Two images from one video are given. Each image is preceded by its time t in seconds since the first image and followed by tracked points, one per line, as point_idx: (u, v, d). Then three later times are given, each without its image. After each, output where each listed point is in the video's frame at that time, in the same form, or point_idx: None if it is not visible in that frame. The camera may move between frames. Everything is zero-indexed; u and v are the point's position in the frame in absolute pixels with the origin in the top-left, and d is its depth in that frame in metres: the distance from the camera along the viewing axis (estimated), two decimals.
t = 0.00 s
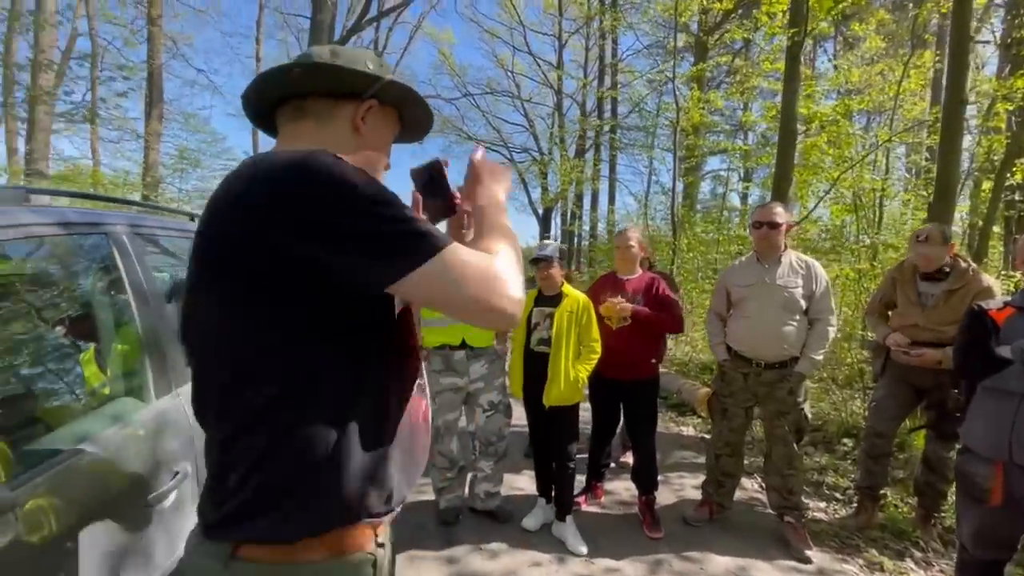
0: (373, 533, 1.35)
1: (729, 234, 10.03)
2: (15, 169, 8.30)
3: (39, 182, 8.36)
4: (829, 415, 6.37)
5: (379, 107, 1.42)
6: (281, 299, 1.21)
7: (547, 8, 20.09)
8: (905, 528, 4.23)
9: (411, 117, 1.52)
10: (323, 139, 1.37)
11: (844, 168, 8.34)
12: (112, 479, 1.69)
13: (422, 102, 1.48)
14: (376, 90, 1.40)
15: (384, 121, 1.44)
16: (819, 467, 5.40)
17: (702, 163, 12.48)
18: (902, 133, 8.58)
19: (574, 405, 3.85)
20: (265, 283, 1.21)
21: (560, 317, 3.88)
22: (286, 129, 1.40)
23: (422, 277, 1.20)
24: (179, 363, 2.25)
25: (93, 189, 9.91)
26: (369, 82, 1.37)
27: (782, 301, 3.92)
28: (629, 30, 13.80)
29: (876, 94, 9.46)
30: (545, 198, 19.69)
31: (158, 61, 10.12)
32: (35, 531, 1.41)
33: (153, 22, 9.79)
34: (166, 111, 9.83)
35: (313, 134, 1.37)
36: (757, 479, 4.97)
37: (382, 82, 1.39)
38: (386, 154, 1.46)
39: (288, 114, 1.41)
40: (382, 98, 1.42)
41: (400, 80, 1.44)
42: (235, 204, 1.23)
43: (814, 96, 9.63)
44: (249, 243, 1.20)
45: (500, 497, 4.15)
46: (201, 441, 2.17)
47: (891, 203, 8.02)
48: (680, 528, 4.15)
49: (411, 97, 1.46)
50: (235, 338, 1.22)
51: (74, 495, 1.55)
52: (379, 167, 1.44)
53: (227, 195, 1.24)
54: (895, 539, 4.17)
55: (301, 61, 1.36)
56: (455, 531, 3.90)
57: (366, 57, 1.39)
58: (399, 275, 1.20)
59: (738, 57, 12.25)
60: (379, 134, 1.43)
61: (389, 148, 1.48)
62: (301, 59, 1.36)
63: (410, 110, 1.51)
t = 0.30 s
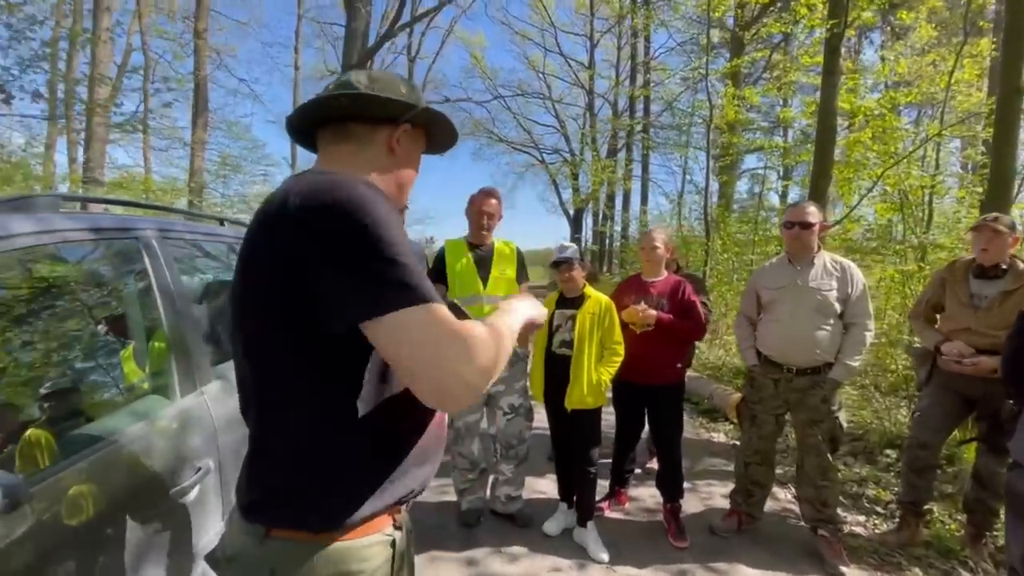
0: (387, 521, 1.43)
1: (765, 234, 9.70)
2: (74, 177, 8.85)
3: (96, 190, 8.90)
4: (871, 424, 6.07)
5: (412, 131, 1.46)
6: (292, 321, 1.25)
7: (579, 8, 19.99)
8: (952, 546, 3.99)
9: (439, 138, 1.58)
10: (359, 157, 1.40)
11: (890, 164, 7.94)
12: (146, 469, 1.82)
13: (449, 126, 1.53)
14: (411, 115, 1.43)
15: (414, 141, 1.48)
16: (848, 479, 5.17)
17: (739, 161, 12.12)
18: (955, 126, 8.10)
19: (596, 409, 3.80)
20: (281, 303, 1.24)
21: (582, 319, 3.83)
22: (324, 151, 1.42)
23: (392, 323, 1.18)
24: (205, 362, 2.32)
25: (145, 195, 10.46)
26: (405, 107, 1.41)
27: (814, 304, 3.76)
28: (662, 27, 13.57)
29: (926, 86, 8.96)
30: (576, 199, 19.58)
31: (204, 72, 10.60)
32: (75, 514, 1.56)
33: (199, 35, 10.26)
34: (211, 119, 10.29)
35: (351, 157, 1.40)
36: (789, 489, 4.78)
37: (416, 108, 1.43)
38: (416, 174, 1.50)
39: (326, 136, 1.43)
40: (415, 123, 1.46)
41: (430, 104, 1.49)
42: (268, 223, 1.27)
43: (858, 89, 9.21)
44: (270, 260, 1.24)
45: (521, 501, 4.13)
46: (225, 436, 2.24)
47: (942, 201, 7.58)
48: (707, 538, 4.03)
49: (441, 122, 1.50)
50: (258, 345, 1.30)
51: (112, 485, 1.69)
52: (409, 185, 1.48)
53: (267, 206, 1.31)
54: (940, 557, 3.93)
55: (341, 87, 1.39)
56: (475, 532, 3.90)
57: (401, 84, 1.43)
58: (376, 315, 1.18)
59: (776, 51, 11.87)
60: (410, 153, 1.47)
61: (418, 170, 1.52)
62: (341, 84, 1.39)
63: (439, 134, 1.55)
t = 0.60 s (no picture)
0: (402, 510, 1.43)
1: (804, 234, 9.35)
2: (127, 185, 9.38)
3: (147, 196, 9.42)
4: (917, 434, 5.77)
5: (421, 145, 1.46)
6: (303, 325, 1.29)
7: (611, 8, 19.82)
8: (1004, 566, 3.74)
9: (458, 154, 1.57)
10: (373, 175, 1.42)
11: (940, 160, 7.52)
12: (179, 459, 1.92)
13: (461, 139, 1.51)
14: (417, 129, 1.43)
15: (429, 157, 1.48)
16: (889, 492, 4.92)
17: (777, 159, 11.75)
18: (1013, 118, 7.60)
19: (618, 413, 3.75)
20: (295, 306, 1.29)
21: (604, 322, 3.80)
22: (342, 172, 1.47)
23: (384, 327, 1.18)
24: (232, 363, 2.43)
25: (192, 201, 11.00)
26: (410, 123, 1.42)
27: (849, 307, 3.61)
28: (696, 24, 13.31)
29: (982, 76, 8.45)
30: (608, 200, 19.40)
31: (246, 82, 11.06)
32: (118, 500, 1.65)
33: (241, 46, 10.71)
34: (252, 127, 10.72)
35: (363, 175, 1.42)
36: (825, 500, 4.59)
37: (422, 122, 1.43)
38: (428, 188, 1.50)
39: (344, 157, 1.48)
40: (423, 137, 1.45)
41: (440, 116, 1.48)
42: (290, 232, 1.33)
43: (905, 82, 8.77)
44: (286, 263, 1.29)
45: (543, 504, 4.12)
46: (250, 432, 2.34)
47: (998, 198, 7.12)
48: (735, 548, 3.91)
49: (451, 134, 1.49)
50: (275, 343, 1.36)
51: (150, 473, 1.79)
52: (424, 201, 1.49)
53: (296, 208, 1.37)
54: None
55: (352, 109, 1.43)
56: (497, 533, 3.92)
57: (410, 101, 1.44)
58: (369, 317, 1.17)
59: (816, 45, 11.46)
60: (424, 169, 1.47)
61: (431, 184, 1.51)
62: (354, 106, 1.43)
63: (452, 146, 1.53)
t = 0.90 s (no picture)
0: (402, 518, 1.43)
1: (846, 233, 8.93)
2: (172, 191, 9.82)
3: (191, 202, 9.84)
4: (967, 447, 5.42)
5: (407, 144, 1.43)
6: (290, 333, 1.29)
7: (643, 5, 19.52)
8: None
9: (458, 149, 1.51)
10: (367, 180, 1.43)
11: (997, 154, 7.04)
12: (209, 455, 2.02)
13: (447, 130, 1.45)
14: (399, 129, 1.41)
15: (422, 156, 1.45)
16: (934, 508, 4.64)
17: (817, 156, 11.29)
18: None
19: (642, 420, 3.66)
20: (283, 314, 1.29)
21: (627, 326, 3.71)
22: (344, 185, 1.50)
23: (370, 332, 1.16)
24: (254, 365, 2.50)
25: (232, 206, 11.44)
26: (390, 124, 1.40)
27: (888, 312, 3.41)
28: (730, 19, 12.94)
29: None
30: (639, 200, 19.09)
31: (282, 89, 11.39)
32: (150, 491, 1.75)
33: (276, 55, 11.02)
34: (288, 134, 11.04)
35: (357, 184, 1.44)
36: (863, 515, 4.36)
37: (402, 121, 1.41)
38: (423, 186, 1.46)
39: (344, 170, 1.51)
40: (406, 136, 1.42)
41: (424, 111, 1.44)
42: (280, 240, 1.32)
43: (958, 72, 8.26)
44: (278, 273, 1.29)
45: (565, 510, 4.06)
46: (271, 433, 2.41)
47: None
48: (764, 562, 3.76)
49: (437, 127, 1.43)
50: (267, 349, 1.37)
51: (180, 468, 1.88)
52: (422, 201, 1.47)
53: (293, 213, 1.36)
54: None
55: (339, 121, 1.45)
56: (517, 539, 3.89)
57: (391, 102, 1.43)
58: (353, 320, 1.15)
59: (858, 36, 10.98)
60: (417, 169, 1.45)
61: (426, 181, 1.47)
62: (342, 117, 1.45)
63: (442, 139, 1.47)
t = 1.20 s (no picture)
0: (402, 530, 1.35)
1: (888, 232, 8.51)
2: (210, 196, 10.16)
3: (227, 206, 10.16)
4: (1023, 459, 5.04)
5: (387, 126, 1.38)
6: (277, 336, 1.25)
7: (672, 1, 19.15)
8: None
9: (445, 117, 1.43)
10: (361, 174, 1.41)
11: None
12: (227, 449, 2.08)
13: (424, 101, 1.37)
14: (374, 112, 1.36)
15: (409, 134, 1.39)
16: (984, 525, 4.33)
17: (857, 152, 10.80)
18: None
19: (665, 425, 3.54)
20: (271, 316, 1.25)
21: (649, 328, 3.59)
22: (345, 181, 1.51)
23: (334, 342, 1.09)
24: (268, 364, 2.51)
25: (267, 209, 11.75)
26: (365, 110, 1.36)
27: (931, 314, 3.19)
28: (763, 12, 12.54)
29: None
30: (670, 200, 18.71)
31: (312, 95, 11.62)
32: (172, 482, 1.81)
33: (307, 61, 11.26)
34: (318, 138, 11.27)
35: (352, 178, 1.43)
36: (904, 530, 4.10)
37: (375, 103, 1.35)
38: (414, 166, 1.40)
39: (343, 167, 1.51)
40: (384, 117, 1.37)
41: (399, 88, 1.37)
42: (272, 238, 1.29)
43: (1012, 59, 7.75)
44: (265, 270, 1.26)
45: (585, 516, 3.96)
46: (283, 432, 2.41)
47: None
48: None
49: (412, 99, 1.36)
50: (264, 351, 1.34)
51: (201, 461, 1.94)
52: (419, 184, 1.41)
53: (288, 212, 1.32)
54: None
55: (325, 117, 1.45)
56: (536, 544, 3.81)
57: (366, 87, 1.39)
58: (318, 325, 1.08)
59: (902, 25, 10.45)
60: (405, 150, 1.39)
61: (417, 160, 1.40)
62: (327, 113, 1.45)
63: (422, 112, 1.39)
